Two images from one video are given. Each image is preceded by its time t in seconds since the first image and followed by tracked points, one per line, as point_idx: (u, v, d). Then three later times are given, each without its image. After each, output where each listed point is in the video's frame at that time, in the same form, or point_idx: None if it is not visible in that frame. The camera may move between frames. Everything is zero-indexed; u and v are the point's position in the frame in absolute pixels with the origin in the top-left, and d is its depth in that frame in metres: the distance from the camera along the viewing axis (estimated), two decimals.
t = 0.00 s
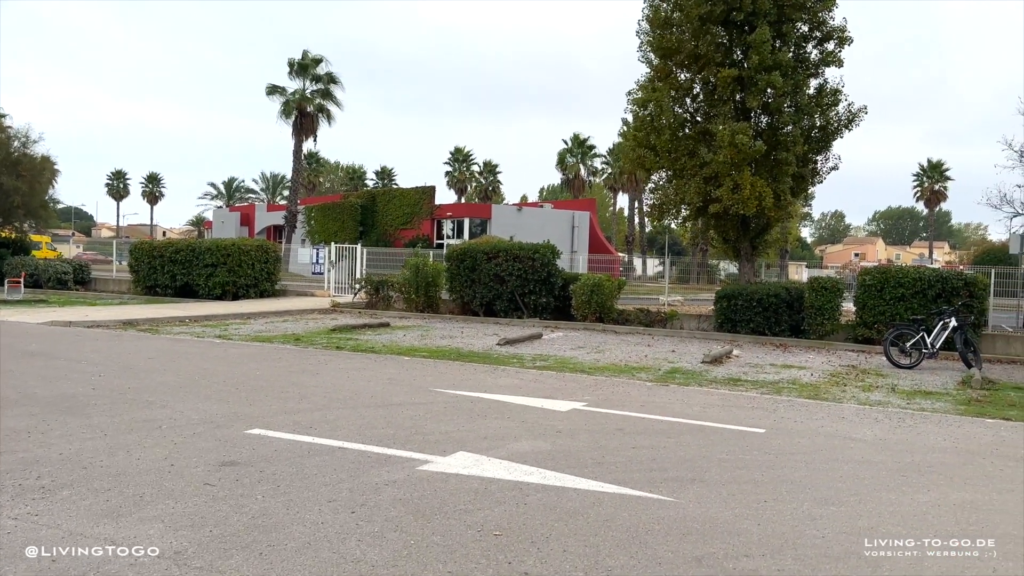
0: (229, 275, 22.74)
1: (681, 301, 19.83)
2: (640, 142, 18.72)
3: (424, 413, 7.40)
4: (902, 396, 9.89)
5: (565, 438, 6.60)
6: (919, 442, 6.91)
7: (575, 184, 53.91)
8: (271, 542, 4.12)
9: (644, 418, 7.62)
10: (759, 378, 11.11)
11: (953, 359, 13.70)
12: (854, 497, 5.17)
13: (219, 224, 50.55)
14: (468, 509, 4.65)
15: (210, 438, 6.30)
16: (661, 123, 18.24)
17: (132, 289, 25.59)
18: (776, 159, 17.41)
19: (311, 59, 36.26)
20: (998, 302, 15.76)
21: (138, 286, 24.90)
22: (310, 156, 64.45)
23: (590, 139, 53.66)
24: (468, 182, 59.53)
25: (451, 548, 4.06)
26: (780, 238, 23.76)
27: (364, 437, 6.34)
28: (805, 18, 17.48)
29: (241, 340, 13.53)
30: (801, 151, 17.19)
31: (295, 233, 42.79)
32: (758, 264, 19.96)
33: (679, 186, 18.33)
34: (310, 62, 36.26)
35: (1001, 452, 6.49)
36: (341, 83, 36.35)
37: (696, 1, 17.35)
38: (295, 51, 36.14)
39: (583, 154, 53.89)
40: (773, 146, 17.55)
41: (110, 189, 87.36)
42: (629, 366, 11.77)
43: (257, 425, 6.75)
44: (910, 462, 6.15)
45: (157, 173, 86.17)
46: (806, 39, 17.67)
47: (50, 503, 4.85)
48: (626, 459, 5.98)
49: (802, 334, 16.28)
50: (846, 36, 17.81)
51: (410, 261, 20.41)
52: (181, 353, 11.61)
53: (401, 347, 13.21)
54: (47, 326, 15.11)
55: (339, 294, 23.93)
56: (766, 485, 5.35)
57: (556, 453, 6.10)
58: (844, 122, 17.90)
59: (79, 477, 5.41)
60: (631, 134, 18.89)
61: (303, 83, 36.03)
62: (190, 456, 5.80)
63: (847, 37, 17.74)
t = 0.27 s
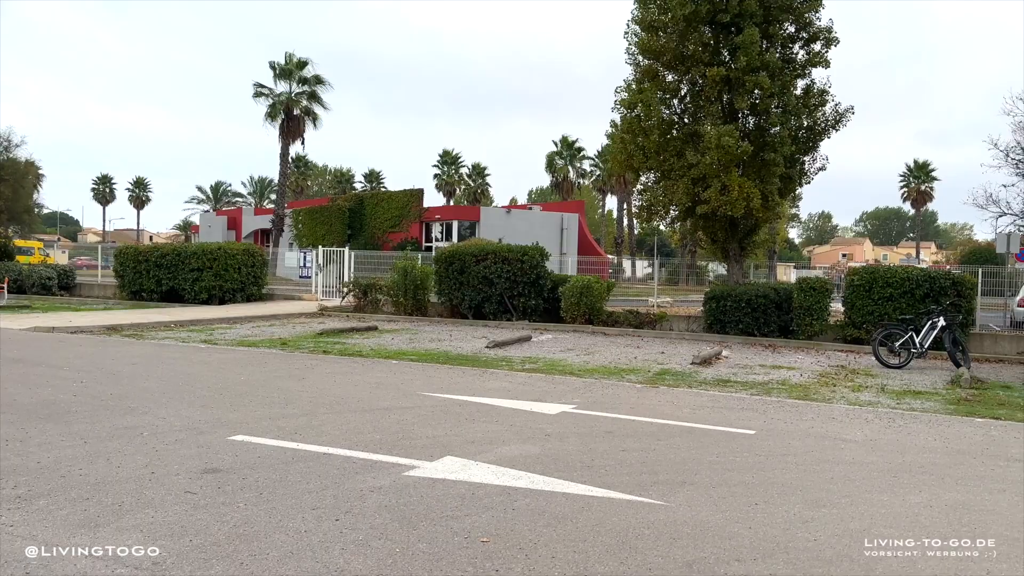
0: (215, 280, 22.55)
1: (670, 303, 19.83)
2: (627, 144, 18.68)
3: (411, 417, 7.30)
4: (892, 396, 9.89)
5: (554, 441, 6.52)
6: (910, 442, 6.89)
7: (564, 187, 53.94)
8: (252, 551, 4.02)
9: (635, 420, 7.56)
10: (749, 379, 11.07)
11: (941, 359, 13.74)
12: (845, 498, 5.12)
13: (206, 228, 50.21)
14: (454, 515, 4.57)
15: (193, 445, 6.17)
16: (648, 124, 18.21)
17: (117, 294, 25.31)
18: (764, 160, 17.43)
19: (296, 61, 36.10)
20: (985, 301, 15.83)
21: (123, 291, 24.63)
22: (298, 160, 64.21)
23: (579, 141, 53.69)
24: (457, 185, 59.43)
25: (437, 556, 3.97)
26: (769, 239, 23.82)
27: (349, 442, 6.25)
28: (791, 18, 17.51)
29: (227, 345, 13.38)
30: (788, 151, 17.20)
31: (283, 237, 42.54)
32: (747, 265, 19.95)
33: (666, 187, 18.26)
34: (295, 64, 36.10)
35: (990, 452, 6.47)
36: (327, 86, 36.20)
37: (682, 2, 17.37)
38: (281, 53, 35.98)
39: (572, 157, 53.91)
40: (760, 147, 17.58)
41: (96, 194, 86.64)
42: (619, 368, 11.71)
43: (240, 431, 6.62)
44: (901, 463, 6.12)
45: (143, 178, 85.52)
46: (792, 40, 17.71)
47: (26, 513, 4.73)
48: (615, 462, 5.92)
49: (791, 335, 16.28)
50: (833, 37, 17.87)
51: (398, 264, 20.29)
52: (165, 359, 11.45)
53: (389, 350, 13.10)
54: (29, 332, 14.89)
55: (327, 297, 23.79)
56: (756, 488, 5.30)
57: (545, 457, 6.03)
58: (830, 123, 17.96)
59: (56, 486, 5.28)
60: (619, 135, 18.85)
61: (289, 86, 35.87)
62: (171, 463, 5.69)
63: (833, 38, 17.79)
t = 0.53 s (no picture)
0: (203, 285, 22.34)
1: (660, 306, 19.77)
2: (616, 146, 18.59)
3: (400, 424, 7.16)
4: (886, 398, 9.84)
5: (545, 447, 6.40)
6: (906, 445, 6.82)
7: (554, 190, 53.92)
8: (234, 566, 3.88)
9: (628, 424, 7.45)
10: (741, 382, 10.99)
11: (933, 360, 13.71)
12: (843, 504, 5.02)
13: (194, 234, 49.84)
14: (444, 526, 4.44)
15: (174, 455, 6.01)
16: (637, 127, 18.17)
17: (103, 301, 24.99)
18: (753, 162, 17.40)
19: (283, 65, 35.90)
20: (975, 301, 15.85)
21: (109, 298, 24.33)
22: (287, 165, 63.93)
23: (568, 144, 53.69)
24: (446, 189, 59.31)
25: (426, 569, 3.84)
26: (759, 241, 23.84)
27: (336, 450, 6.10)
28: (780, 20, 17.49)
29: (213, 352, 13.18)
30: (778, 153, 17.16)
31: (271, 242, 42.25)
32: (737, 268, 19.90)
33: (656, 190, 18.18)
34: (282, 67, 35.90)
35: (987, 454, 6.40)
36: (315, 89, 36.01)
37: (669, 5, 17.35)
38: (267, 57, 35.78)
39: (562, 160, 53.90)
40: (750, 149, 17.56)
41: (82, 200, 85.93)
42: (610, 372, 11.60)
43: (224, 440, 6.44)
44: (897, 467, 6.05)
45: (130, 183, 84.82)
46: (781, 42, 17.71)
47: None
48: (608, 468, 5.81)
49: (783, 337, 16.23)
50: (822, 38, 17.87)
51: (387, 268, 20.13)
52: (150, 365, 11.26)
53: (378, 356, 12.95)
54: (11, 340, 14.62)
55: (315, 302, 23.60)
56: (752, 494, 5.20)
57: (536, 463, 5.90)
58: (820, 124, 17.97)
59: (32, 499, 5.10)
60: (608, 138, 18.79)
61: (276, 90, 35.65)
62: (152, 474, 5.52)
63: (822, 39, 17.80)
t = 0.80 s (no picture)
0: (190, 293, 22.08)
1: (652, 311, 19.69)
2: (607, 151, 18.50)
3: (389, 436, 6.97)
4: (882, 403, 9.73)
5: (538, 459, 6.24)
6: (905, 453, 6.71)
7: (545, 195, 53.85)
8: None
9: (622, 434, 7.30)
10: (736, 388, 10.86)
11: (928, 364, 13.64)
12: (845, 515, 4.89)
13: (183, 241, 49.45)
14: (434, 544, 4.27)
15: (155, 469, 5.82)
16: (628, 131, 18.08)
17: (89, 309, 24.64)
18: (745, 166, 17.34)
19: (271, 70, 35.71)
20: (968, 305, 15.81)
21: (95, 307, 24.01)
22: (276, 172, 63.63)
23: (559, 149, 53.64)
24: (437, 195, 59.13)
25: None
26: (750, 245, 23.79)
27: (323, 464, 5.91)
28: (771, 23, 17.46)
29: (200, 361, 12.95)
30: (769, 157, 17.11)
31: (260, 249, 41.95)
32: (730, 272, 19.81)
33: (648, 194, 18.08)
34: (270, 73, 35.69)
35: (988, 462, 6.30)
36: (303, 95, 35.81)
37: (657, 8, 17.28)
38: (255, 62, 35.57)
39: (552, 165, 53.83)
40: (741, 153, 17.49)
41: (70, 208, 85.22)
42: (603, 378, 11.44)
43: (208, 453, 6.24)
44: (896, 476, 5.94)
45: (119, 191, 84.13)
46: (772, 45, 17.67)
47: None
48: (603, 480, 5.66)
49: (776, 341, 16.14)
50: (813, 41, 17.83)
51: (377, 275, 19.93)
52: (134, 375, 11.01)
53: (368, 364, 12.75)
54: None
55: (304, 310, 23.38)
56: (751, 506, 5.06)
57: (529, 475, 5.74)
58: (811, 127, 17.93)
59: (4, 519, 4.89)
60: (598, 143, 18.68)
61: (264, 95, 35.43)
62: (131, 491, 5.32)
63: (813, 42, 17.76)
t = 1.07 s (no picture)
0: (180, 301, 21.86)
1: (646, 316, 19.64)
2: (600, 156, 18.41)
3: (378, 446, 6.80)
4: (879, 409, 9.63)
5: (531, 469, 6.09)
6: (905, 461, 6.60)
7: (538, 201, 53.78)
8: None
9: (617, 443, 7.15)
10: (731, 394, 10.73)
11: (924, 368, 13.56)
12: (847, 527, 4.75)
13: (173, 249, 49.19)
14: (424, 561, 4.11)
15: (135, 483, 5.62)
16: (620, 136, 17.99)
17: (76, 318, 24.35)
18: (738, 169, 17.27)
19: (262, 76, 35.55)
20: (962, 308, 15.75)
21: (83, 315, 23.72)
22: (268, 178, 63.39)
23: (551, 155, 53.60)
24: (429, 201, 59.00)
25: None
26: (744, 250, 23.71)
27: (309, 477, 5.74)
28: (763, 27, 17.43)
29: (187, 370, 12.74)
30: (762, 161, 17.05)
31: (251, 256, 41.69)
32: (723, 277, 19.71)
33: (641, 199, 17.93)
34: (261, 78, 35.53)
35: (990, 469, 6.19)
36: (294, 100, 35.65)
37: (648, 12, 17.20)
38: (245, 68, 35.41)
39: (545, 171, 53.79)
40: (734, 157, 17.42)
41: (60, 216, 84.66)
42: (597, 385, 11.29)
43: (191, 465, 6.04)
44: (897, 485, 5.82)
45: (109, 199, 83.58)
46: (765, 49, 17.63)
47: None
48: (598, 491, 5.50)
49: (771, 346, 16.04)
50: (805, 44, 17.81)
51: (369, 281, 19.76)
52: (120, 384, 10.78)
53: (358, 372, 12.57)
54: None
55: (295, 317, 23.17)
56: (751, 518, 4.92)
57: (522, 487, 5.59)
58: (804, 131, 17.89)
59: None
60: (591, 147, 18.58)
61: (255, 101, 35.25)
62: (110, 507, 5.13)
63: (805, 46, 17.74)
